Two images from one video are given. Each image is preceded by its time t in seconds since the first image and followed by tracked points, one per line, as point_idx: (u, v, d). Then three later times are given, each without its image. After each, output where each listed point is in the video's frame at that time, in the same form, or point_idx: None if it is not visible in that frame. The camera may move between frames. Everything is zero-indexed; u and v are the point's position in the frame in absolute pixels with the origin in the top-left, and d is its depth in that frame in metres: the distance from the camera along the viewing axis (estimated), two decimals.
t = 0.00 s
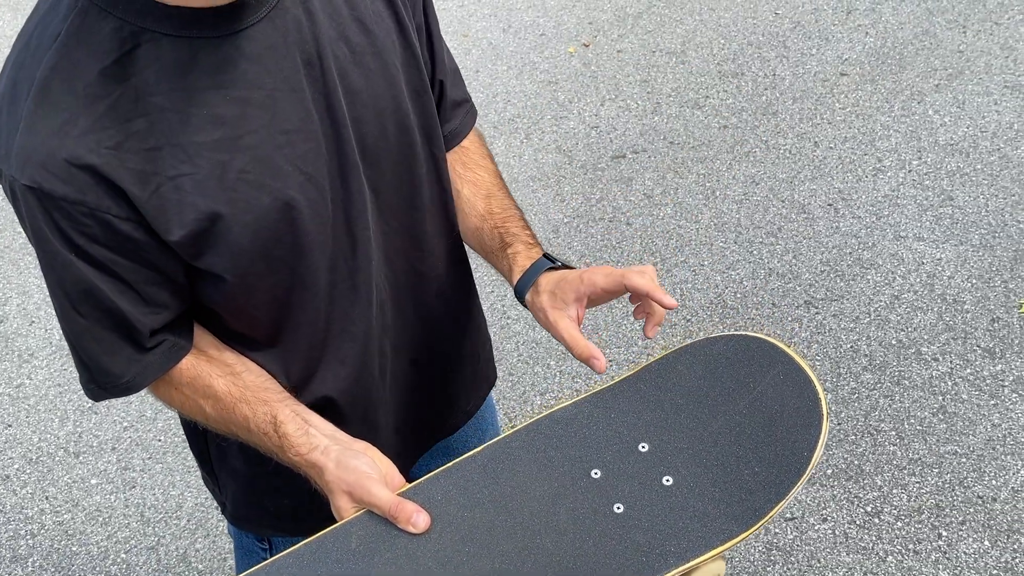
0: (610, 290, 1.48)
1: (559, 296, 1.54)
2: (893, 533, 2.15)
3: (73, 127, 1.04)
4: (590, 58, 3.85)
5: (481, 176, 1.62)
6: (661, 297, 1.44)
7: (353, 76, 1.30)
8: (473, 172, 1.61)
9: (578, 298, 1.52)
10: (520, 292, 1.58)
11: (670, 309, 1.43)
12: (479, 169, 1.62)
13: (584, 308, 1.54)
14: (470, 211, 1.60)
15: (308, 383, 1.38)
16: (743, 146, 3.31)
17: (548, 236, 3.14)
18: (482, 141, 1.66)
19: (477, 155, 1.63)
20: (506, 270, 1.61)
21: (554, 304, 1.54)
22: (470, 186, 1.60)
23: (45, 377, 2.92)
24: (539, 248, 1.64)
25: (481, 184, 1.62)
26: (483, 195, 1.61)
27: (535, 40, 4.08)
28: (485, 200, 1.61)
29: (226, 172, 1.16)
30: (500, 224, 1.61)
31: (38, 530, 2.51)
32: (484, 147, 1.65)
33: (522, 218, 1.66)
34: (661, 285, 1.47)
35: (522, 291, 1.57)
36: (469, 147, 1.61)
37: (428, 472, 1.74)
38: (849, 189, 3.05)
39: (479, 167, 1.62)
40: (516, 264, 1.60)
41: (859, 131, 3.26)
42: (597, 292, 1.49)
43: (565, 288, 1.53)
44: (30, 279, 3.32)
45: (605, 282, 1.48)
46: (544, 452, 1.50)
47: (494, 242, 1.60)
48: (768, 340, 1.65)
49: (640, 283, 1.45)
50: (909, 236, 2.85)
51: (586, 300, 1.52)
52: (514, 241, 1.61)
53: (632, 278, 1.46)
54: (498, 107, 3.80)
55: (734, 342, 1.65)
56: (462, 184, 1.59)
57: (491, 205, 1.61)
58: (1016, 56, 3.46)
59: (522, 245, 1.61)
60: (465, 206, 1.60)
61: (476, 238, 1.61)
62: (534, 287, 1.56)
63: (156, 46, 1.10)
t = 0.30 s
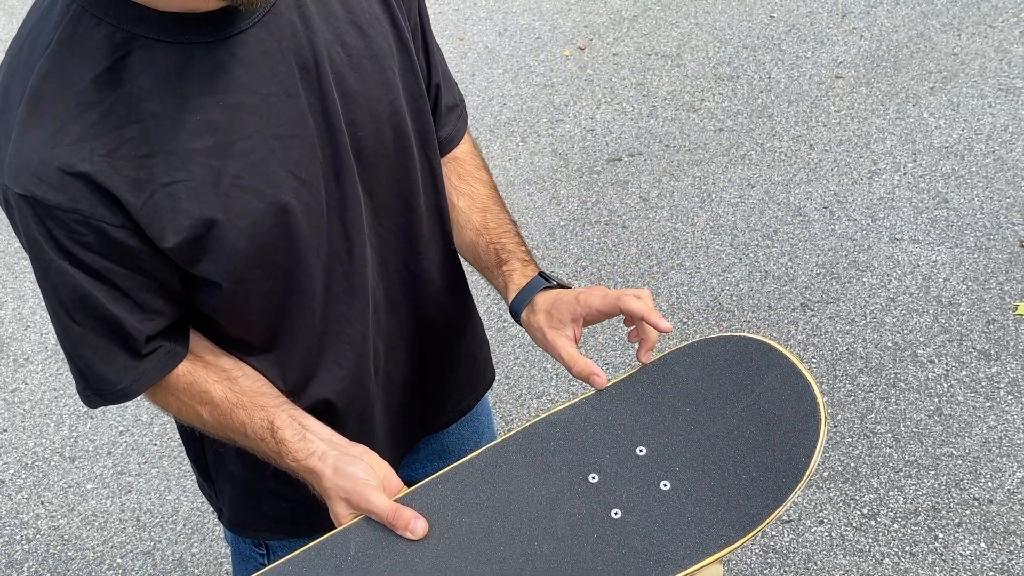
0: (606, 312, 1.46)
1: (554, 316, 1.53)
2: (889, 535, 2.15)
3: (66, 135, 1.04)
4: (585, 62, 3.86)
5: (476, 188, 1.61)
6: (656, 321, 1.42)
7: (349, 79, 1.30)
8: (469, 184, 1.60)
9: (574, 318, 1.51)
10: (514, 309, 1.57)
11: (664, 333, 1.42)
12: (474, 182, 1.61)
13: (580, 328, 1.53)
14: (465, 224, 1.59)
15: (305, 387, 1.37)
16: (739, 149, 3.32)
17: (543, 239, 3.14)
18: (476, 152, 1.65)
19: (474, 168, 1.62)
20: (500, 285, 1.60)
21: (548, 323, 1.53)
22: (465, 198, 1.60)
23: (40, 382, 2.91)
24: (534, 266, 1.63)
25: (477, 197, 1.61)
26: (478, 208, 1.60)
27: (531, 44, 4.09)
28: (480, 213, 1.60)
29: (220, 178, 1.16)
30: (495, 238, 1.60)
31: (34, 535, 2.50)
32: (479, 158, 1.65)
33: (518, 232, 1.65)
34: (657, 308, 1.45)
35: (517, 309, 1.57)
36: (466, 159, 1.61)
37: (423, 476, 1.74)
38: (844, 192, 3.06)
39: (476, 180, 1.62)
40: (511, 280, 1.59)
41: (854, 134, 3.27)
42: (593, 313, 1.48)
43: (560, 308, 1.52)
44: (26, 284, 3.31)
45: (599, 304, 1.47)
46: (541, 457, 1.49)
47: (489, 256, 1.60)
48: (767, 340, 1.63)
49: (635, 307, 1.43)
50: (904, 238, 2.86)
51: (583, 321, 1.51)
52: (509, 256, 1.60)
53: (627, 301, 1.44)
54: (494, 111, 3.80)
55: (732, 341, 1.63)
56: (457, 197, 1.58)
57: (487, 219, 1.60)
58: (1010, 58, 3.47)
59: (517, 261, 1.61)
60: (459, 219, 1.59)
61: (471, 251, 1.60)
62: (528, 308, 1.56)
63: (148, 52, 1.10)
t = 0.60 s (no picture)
0: (603, 315, 1.46)
1: (552, 318, 1.52)
2: (887, 536, 2.15)
3: (58, 139, 1.04)
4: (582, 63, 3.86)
5: (475, 188, 1.61)
6: (653, 324, 1.41)
7: (346, 79, 1.29)
8: (468, 184, 1.60)
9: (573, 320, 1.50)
10: (512, 311, 1.57)
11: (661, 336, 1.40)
12: (474, 181, 1.61)
13: (578, 330, 1.53)
14: (464, 224, 1.59)
15: (301, 389, 1.37)
16: (736, 150, 3.32)
17: (540, 240, 3.14)
18: (476, 150, 1.65)
19: (473, 167, 1.62)
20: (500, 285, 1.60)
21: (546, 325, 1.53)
22: (464, 198, 1.60)
23: (36, 384, 2.91)
24: (533, 266, 1.63)
25: (477, 197, 1.61)
26: (477, 207, 1.60)
27: (528, 45, 4.09)
28: (479, 213, 1.60)
29: (215, 180, 1.16)
30: (495, 237, 1.60)
31: (30, 538, 2.49)
32: (479, 157, 1.65)
33: (518, 231, 1.65)
34: (655, 311, 1.43)
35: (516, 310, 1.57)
36: (465, 159, 1.61)
37: (419, 479, 1.75)
38: (841, 193, 3.06)
39: (475, 179, 1.61)
40: (509, 281, 1.59)
41: (850, 135, 3.28)
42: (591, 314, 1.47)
43: (558, 310, 1.51)
44: (22, 286, 3.31)
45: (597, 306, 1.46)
46: (536, 463, 1.49)
47: (488, 256, 1.60)
48: (766, 345, 1.63)
49: (632, 308, 1.42)
50: (901, 239, 2.86)
51: (581, 322, 1.50)
52: (509, 255, 1.60)
53: (625, 303, 1.42)
54: (491, 112, 3.80)
55: (732, 345, 1.62)
56: (456, 197, 1.59)
57: (486, 219, 1.60)
58: (1006, 59, 3.48)
59: (516, 262, 1.61)
60: (459, 218, 1.59)
61: (470, 251, 1.61)
62: (525, 309, 1.56)
63: (141, 55, 1.10)
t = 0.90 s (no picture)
0: (599, 317, 1.46)
1: (549, 321, 1.52)
2: (885, 536, 2.15)
3: (54, 143, 1.04)
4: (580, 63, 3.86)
5: (473, 189, 1.61)
6: (648, 327, 1.42)
7: (345, 83, 1.29)
8: (466, 186, 1.60)
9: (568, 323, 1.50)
10: (509, 313, 1.57)
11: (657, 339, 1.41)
12: (472, 183, 1.61)
13: (575, 332, 1.52)
14: (462, 226, 1.59)
15: (299, 392, 1.37)
16: (734, 150, 3.32)
17: (538, 241, 3.14)
18: (475, 153, 1.65)
19: (471, 169, 1.62)
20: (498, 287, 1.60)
21: (543, 327, 1.53)
22: (462, 200, 1.60)
23: (35, 385, 2.91)
24: (531, 267, 1.63)
25: (475, 198, 1.61)
26: (475, 209, 1.60)
27: (526, 45, 4.09)
28: (477, 214, 1.60)
29: (212, 184, 1.16)
30: (493, 239, 1.60)
31: (29, 539, 2.49)
32: (478, 159, 1.65)
33: (517, 233, 1.65)
34: (650, 314, 1.44)
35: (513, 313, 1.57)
36: (463, 161, 1.61)
37: (417, 482, 1.75)
38: (839, 193, 3.06)
39: (473, 181, 1.62)
40: (507, 283, 1.59)
41: (849, 135, 3.28)
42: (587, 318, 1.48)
43: (555, 313, 1.51)
44: (20, 287, 3.30)
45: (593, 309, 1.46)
46: (533, 465, 1.49)
47: (486, 257, 1.59)
48: (762, 347, 1.62)
49: (628, 312, 1.42)
50: (899, 239, 2.86)
51: (577, 326, 1.51)
52: (507, 257, 1.60)
53: (621, 306, 1.43)
54: (489, 112, 3.79)
55: (727, 348, 1.62)
56: (454, 199, 1.59)
57: (484, 221, 1.60)
58: (1004, 59, 3.48)
59: (513, 264, 1.60)
60: (457, 221, 1.59)
61: (469, 253, 1.61)
62: (523, 312, 1.55)
63: (139, 59, 1.09)
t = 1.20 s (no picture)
0: (597, 314, 1.45)
1: (547, 317, 1.52)
2: (885, 535, 2.15)
3: (51, 142, 1.03)
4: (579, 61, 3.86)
5: (470, 187, 1.61)
6: (645, 323, 1.42)
7: (342, 81, 1.29)
8: (463, 184, 1.60)
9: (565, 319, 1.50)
10: (508, 311, 1.56)
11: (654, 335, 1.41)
12: (469, 181, 1.61)
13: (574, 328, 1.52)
14: (460, 224, 1.59)
15: (297, 392, 1.37)
16: (733, 148, 3.31)
17: (537, 239, 3.14)
18: (473, 151, 1.65)
19: (468, 167, 1.62)
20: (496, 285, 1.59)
21: (542, 324, 1.53)
22: (460, 197, 1.59)
23: (33, 384, 2.90)
24: (529, 264, 1.62)
25: (472, 196, 1.61)
26: (473, 206, 1.60)
27: (525, 43, 4.08)
28: (474, 212, 1.60)
29: (210, 184, 1.15)
30: (490, 236, 1.59)
31: (27, 539, 2.48)
32: (476, 157, 1.65)
33: (514, 231, 1.64)
34: (648, 311, 1.44)
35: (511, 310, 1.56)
36: (460, 160, 1.61)
37: (417, 481, 1.75)
38: (839, 191, 3.06)
39: (470, 179, 1.61)
40: (505, 281, 1.59)
41: (848, 133, 3.28)
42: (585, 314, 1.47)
43: (553, 309, 1.50)
44: (18, 285, 3.29)
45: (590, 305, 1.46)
46: (532, 463, 1.49)
47: (483, 254, 1.59)
48: (761, 343, 1.62)
49: (625, 307, 1.42)
50: (899, 237, 2.86)
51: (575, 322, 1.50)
52: (505, 254, 1.60)
53: (618, 302, 1.42)
54: (488, 110, 3.79)
55: (725, 343, 1.62)
56: (451, 197, 1.58)
57: (482, 218, 1.60)
58: (1003, 57, 3.48)
59: (512, 261, 1.60)
60: (454, 218, 1.59)
61: (466, 251, 1.60)
62: (521, 309, 1.55)
63: (136, 57, 1.09)
